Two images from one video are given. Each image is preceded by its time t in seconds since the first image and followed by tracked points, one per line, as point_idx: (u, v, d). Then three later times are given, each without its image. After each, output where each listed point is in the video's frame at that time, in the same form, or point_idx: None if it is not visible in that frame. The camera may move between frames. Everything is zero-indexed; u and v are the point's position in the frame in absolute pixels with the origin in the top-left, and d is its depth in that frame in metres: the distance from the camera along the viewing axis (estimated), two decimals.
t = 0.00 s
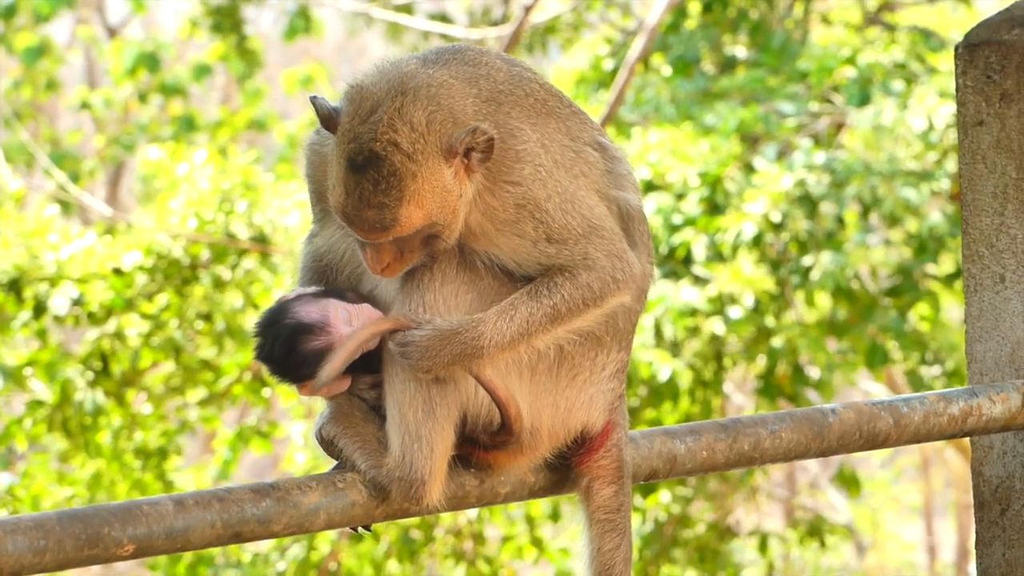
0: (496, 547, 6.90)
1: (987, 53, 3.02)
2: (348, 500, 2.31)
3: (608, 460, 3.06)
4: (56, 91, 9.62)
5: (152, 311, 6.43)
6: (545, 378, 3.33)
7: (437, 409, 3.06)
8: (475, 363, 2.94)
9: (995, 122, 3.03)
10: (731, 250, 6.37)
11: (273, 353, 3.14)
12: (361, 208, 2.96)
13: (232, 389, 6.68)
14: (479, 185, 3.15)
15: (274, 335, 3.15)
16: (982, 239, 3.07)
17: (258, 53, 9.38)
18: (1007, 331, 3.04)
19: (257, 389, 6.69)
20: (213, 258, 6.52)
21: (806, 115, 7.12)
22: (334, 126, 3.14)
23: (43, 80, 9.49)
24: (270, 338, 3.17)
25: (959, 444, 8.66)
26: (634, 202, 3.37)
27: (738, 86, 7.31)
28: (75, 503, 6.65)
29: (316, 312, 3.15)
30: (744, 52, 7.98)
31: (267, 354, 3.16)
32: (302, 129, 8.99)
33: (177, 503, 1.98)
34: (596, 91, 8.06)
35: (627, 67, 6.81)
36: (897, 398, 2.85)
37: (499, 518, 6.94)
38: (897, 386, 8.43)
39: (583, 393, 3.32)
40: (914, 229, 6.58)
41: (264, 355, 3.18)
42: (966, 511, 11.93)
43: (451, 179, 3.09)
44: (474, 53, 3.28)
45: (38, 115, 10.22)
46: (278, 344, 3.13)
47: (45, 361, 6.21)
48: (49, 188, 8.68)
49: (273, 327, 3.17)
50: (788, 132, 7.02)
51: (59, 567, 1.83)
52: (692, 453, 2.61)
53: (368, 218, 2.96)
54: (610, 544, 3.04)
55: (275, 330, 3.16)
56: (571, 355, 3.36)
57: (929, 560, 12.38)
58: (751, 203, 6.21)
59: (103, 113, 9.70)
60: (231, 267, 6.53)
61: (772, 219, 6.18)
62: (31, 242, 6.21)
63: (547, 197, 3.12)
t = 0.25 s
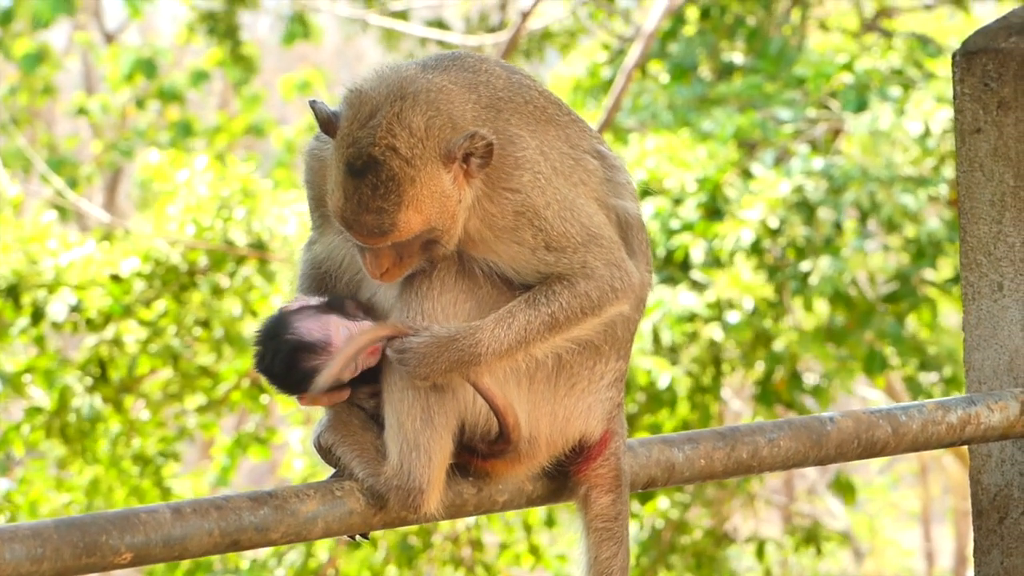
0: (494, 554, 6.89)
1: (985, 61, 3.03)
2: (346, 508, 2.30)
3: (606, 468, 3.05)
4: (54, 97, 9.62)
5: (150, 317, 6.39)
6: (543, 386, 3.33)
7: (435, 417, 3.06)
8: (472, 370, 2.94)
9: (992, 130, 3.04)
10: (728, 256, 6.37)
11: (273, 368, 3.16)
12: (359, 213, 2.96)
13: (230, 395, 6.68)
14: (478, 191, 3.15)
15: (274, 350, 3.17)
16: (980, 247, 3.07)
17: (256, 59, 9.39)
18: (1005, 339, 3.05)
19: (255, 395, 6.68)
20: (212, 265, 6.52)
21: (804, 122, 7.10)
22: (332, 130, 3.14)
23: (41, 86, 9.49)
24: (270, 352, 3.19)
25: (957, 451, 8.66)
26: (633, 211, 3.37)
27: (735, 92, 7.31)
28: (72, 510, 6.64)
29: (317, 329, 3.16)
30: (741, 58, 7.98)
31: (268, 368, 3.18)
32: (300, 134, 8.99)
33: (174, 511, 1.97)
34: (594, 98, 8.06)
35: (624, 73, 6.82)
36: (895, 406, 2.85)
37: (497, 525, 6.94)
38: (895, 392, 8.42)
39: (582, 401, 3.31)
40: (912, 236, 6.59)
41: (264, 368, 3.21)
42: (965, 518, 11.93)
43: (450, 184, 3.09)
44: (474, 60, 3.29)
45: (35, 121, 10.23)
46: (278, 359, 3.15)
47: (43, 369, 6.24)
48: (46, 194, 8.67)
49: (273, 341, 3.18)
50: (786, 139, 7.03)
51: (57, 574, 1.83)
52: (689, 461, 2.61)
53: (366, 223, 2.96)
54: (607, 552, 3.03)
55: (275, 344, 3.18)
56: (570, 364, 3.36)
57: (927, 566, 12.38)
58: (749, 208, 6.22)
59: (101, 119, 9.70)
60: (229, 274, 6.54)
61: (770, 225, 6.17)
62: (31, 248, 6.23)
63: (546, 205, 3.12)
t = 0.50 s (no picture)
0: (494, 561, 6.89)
1: (984, 67, 3.03)
2: (345, 515, 2.31)
3: (606, 475, 3.06)
4: (54, 102, 9.63)
5: (150, 324, 6.38)
6: (542, 393, 3.33)
7: (434, 423, 3.06)
8: (473, 377, 2.94)
9: (991, 136, 3.04)
10: (727, 261, 6.37)
11: (272, 378, 3.16)
12: (366, 220, 2.94)
13: (230, 402, 6.68)
14: (480, 197, 3.15)
15: (273, 359, 3.17)
16: (980, 254, 3.07)
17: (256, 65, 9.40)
18: (1004, 345, 3.05)
19: (256, 402, 6.69)
20: (211, 271, 6.52)
21: (804, 128, 7.10)
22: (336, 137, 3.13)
23: (41, 92, 9.50)
24: (269, 362, 3.19)
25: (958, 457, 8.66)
26: (632, 219, 3.38)
27: (735, 99, 7.32)
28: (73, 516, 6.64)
29: (315, 339, 3.17)
30: (741, 65, 7.99)
31: (266, 378, 3.18)
32: (300, 140, 9.00)
33: (173, 517, 1.98)
34: (594, 104, 8.07)
35: (624, 79, 6.83)
36: (894, 412, 2.85)
37: (496, 531, 6.93)
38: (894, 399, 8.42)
39: (580, 408, 3.32)
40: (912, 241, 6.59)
41: (263, 377, 3.21)
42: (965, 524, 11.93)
43: (454, 190, 3.09)
44: (475, 66, 3.29)
45: (36, 127, 10.23)
46: (277, 369, 3.15)
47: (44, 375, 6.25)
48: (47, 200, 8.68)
49: (272, 351, 3.19)
50: (786, 145, 7.03)
51: None
52: (688, 467, 2.61)
53: (374, 229, 2.95)
54: (606, 559, 3.03)
55: (274, 354, 3.18)
56: (568, 371, 3.36)
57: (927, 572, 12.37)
58: (749, 214, 6.23)
59: (101, 125, 9.70)
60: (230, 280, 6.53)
61: (769, 230, 6.19)
62: (31, 254, 6.22)
63: (545, 213, 3.13)
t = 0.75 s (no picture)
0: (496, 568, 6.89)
1: (981, 73, 3.03)
2: (342, 521, 2.31)
3: (603, 481, 3.06)
4: (56, 110, 9.64)
5: (151, 332, 6.42)
6: (538, 399, 3.34)
7: (430, 429, 3.06)
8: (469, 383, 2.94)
9: (989, 142, 3.04)
10: (728, 267, 6.37)
11: (268, 387, 3.09)
12: (362, 226, 2.94)
13: (231, 409, 6.69)
14: (476, 204, 3.16)
15: (269, 368, 3.10)
16: (977, 259, 3.07)
17: (257, 73, 9.42)
18: (1001, 351, 3.05)
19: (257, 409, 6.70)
20: (212, 278, 6.53)
21: (804, 134, 7.11)
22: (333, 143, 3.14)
23: (43, 99, 9.52)
24: (264, 369, 3.12)
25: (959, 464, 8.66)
26: (628, 225, 3.38)
27: (736, 106, 7.33)
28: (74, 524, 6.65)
29: (313, 348, 3.12)
30: (742, 71, 8.00)
31: (261, 386, 3.11)
32: (301, 148, 9.01)
33: (169, 524, 1.98)
34: (595, 111, 8.08)
35: (625, 86, 6.84)
36: (891, 418, 2.85)
37: (498, 538, 6.93)
38: (896, 405, 8.42)
39: (577, 414, 3.32)
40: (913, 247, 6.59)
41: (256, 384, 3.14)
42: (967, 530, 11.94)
43: (450, 197, 3.09)
44: (471, 73, 3.30)
45: (38, 134, 10.25)
46: (274, 379, 3.09)
47: (45, 384, 6.25)
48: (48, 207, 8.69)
49: (267, 360, 3.11)
50: (786, 151, 7.04)
51: None
52: (685, 473, 2.60)
53: (370, 236, 2.94)
54: (603, 565, 3.03)
55: (270, 363, 3.11)
56: (565, 376, 3.36)
57: None
58: (750, 220, 6.23)
59: (103, 132, 9.72)
60: (231, 288, 6.52)
61: (771, 237, 6.22)
62: (32, 262, 6.23)
63: (541, 219, 3.14)
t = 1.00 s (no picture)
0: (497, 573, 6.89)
1: (980, 77, 3.03)
2: (340, 524, 2.31)
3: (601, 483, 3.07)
4: (59, 114, 9.66)
5: (154, 337, 6.43)
6: (537, 402, 3.34)
7: (429, 432, 3.06)
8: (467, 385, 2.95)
9: (988, 145, 3.04)
10: (730, 271, 6.35)
11: (267, 390, 3.15)
12: (359, 229, 2.95)
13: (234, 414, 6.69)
14: (473, 206, 3.17)
15: (268, 372, 3.16)
16: (976, 263, 3.08)
17: (260, 78, 9.43)
18: (1001, 354, 3.05)
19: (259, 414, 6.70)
20: (215, 283, 6.54)
21: (807, 139, 7.12)
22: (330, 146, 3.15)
23: (47, 104, 9.53)
24: (264, 373, 3.18)
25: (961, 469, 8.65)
26: (626, 227, 3.39)
27: (738, 111, 7.33)
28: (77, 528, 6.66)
29: (311, 351, 3.16)
30: (744, 76, 7.99)
31: (262, 389, 3.18)
32: (304, 152, 9.02)
33: (168, 527, 1.99)
34: (597, 115, 8.08)
35: (627, 90, 6.84)
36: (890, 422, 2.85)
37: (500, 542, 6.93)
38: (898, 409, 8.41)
39: (576, 417, 3.32)
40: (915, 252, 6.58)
41: (259, 387, 3.20)
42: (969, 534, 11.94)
43: (447, 199, 3.10)
44: (469, 76, 3.31)
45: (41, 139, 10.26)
46: (271, 381, 3.14)
47: (47, 388, 6.25)
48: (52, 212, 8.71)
49: (267, 363, 3.18)
50: (789, 156, 7.04)
51: None
52: (684, 477, 2.60)
53: (366, 238, 2.96)
54: (603, 568, 3.04)
55: (269, 366, 3.17)
56: (563, 379, 3.36)
57: None
58: (752, 226, 6.24)
59: (106, 137, 9.73)
60: (233, 292, 6.53)
61: (773, 242, 6.24)
62: (34, 267, 6.23)
63: (539, 221, 3.14)
